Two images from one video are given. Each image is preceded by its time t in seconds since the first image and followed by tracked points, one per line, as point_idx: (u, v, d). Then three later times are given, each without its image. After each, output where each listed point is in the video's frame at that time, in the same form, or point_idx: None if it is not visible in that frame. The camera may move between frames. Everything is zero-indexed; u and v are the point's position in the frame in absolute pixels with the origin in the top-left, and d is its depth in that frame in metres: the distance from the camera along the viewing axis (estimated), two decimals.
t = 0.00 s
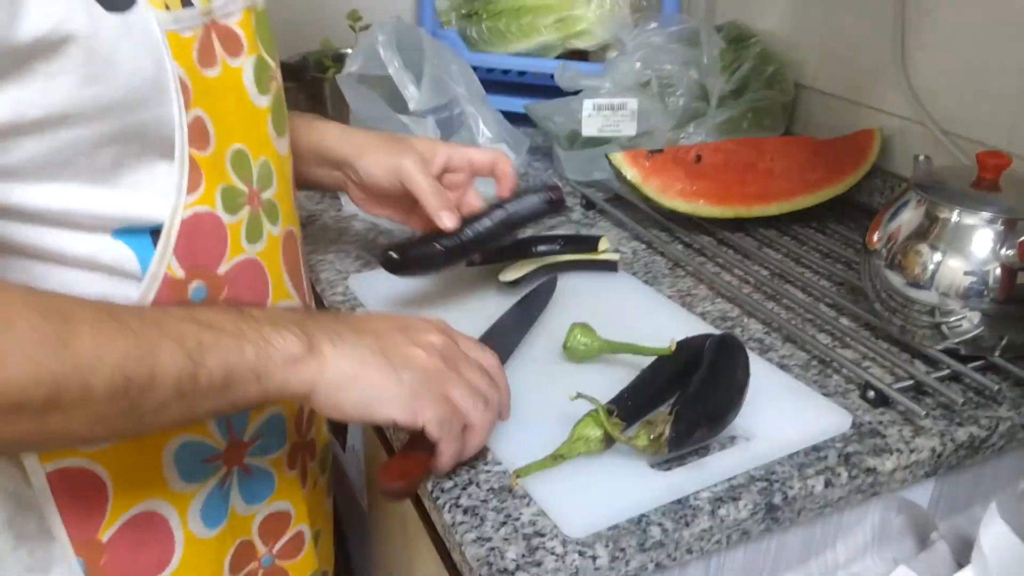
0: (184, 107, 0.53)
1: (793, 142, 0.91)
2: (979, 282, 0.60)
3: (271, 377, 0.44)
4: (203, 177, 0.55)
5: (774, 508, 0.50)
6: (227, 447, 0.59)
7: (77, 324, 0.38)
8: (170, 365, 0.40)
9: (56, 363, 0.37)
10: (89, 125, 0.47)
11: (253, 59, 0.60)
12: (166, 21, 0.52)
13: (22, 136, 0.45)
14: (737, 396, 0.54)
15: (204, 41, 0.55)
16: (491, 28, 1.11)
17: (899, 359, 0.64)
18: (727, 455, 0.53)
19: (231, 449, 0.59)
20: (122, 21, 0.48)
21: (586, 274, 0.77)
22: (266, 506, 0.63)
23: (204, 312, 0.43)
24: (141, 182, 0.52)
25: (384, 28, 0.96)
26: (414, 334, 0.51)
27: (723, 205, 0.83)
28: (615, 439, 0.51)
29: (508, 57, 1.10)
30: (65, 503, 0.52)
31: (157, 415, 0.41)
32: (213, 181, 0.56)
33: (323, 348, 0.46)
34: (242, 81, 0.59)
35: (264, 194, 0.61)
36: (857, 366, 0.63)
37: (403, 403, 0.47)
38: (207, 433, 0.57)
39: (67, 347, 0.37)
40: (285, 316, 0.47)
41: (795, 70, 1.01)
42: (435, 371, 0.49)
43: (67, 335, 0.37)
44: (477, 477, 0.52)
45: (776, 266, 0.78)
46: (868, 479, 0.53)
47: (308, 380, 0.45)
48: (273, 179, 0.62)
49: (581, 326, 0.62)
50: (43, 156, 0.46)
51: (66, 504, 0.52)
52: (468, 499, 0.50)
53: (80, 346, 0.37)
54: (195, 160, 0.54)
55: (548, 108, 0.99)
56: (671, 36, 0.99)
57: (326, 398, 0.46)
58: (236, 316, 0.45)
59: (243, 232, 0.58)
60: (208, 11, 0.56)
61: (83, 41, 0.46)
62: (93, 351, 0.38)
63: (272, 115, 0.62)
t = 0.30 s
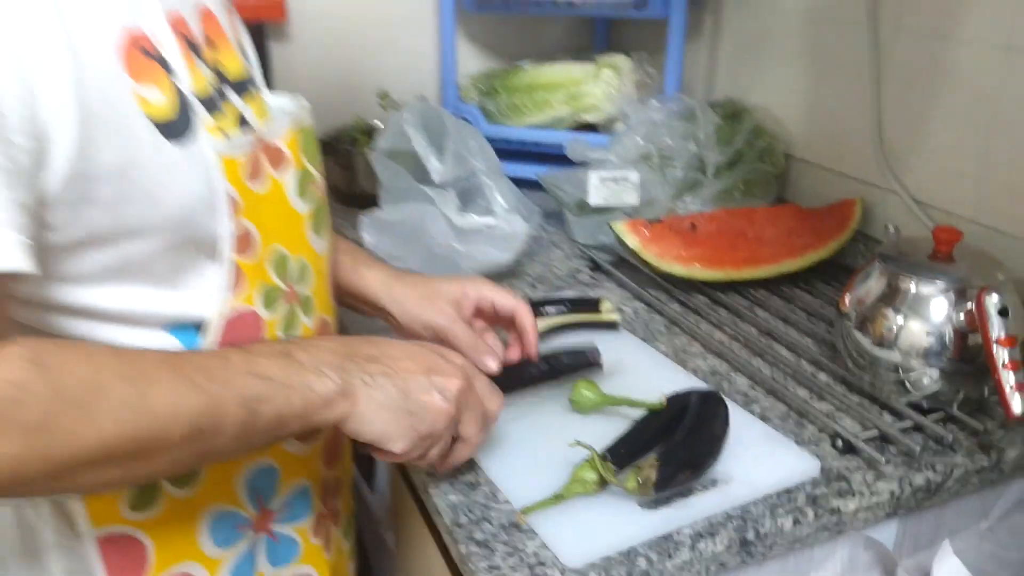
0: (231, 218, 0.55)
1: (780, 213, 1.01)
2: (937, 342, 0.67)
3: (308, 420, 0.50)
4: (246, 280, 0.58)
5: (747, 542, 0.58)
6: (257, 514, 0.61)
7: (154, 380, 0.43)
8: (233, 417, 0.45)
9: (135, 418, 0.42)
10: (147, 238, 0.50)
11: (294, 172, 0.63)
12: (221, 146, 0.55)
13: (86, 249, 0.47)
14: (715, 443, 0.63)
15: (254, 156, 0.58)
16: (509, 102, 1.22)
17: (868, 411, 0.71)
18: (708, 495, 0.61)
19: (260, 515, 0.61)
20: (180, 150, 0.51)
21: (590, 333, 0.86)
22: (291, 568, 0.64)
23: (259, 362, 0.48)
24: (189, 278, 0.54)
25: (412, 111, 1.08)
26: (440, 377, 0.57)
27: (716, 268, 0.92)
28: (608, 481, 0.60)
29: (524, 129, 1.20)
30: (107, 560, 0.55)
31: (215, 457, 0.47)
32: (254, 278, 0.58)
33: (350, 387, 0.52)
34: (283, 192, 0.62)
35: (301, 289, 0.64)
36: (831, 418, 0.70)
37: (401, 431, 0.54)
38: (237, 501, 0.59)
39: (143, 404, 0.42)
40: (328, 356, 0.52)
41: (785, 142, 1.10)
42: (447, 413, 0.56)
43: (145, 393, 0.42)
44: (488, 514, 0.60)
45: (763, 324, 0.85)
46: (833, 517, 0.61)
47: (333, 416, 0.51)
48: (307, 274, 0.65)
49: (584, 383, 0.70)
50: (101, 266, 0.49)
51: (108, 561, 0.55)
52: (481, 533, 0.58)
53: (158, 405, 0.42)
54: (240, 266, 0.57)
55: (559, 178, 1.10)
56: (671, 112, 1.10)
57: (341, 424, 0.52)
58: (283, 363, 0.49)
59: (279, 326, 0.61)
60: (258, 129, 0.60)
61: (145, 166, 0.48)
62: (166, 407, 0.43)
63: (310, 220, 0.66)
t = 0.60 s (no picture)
0: (284, 310, 0.67)
1: (767, 292, 1.11)
2: (899, 413, 0.76)
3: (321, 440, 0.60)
4: (293, 362, 0.69)
5: None
6: (293, 568, 0.70)
7: (199, 416, 0.52)
8: (262, 443, 0.55)
9: (185, 449, 0.51)
10: (211, 319, 0.59)
11: (335, 270, 0.75)
12: (277, 252, 0.66)
13: (165, 330, 0.56)
14: (699, 501, 0.72)
15: (304, 258, 0.70)
16: (524, 187, 1.35)
17: (840, 475, 0.80)
18: (693, 548, 0.70)
19: (297, 569, 0.70)
20: (244, 252, 0.61)
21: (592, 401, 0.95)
22: None
23: (280, 396, 0.58)
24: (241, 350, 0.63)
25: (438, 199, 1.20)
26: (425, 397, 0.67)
27: (709, 342, 1.01)
28: (604, 533, 0.70)
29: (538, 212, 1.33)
30: None
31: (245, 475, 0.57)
32: (300, 359, 0.70)
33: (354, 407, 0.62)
34: (326, 288, 0.73)
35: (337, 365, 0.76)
36: (806, 479, 0.79)
37: (396, 443, 0.64)
38: (276, 556, 0.68)
39: (192, 438, 0.52)
40: (335, 386, 0.62)
41: (774, 224, 1.20)
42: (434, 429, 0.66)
43: (194, 428, 0.52)
44: (501, 561, 0.69)
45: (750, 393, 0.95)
46: (804, 567, 0.69)
47: (342, 435, 0.61)
48: (343, 355, 0.77)
49: (587, 445, 0.81)
50: (175, 344, 0.58)
51: None
52: None
53: (204, 437, 0.52)
54: (290, 350, 0.68)
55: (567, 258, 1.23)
56: (669, 198, 1.22)
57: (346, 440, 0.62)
58: (300, 395, 0.59)
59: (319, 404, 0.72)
60: (306, 237, 0.71)
61: (215, 263, 0.58)
62: (210, 439, 0.52)
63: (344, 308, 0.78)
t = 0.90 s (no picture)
0: (305, 365, 0.72)
1: (762, 351, 1.17)
2: (882, 466, 0.82)
3: (336, 445, 0.65)
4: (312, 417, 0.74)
5: None
6: None
7: (235, 421, 0.58)
8: (288, 444, 0.60)
9: (224, 447, 0.56)
10: (246, 353, 0.64)
11: (355, 328, 0.80)
12: (301, 310, 0.71)
13: (206, 350, 0.62)
14: (694, 550, 0.78)
15: (326, 317, 0.74)
16: (535, 252, 1.43)
17: (829, 526, 0.85)
18: None
19: None
20: (273, 300, 0.67)
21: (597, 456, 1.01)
22: None
23: (299, 403, 0.63)
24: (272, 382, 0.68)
25: (451, 262, 1.28)
26: (425, 409, 0.72)
27: (708, 399, 1.07)
28: None
29: (548, 274, 1.41)
30: None
31: (272, 476, 0.61)
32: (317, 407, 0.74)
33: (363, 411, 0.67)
34: (344, 346, 0.78)
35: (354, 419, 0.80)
36: (796, 530, 0.84)
37: (400, 446, 0.68)
38: None
39: (229, 436, 0.57)
40: (346, 396, 0.68)
41: (770, 288, 1.27)
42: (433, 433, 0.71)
43: (231, 428, 0.57)
44: None
45: (746, 448, 1.00)
46: None
47: (353, 440, 0.66)
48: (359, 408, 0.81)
49: (590, 496, 0.86)
50: (214, 377, 0.63)
51: None
52: None
53: (240, 437, 0.57)
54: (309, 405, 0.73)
55: (575, 319, 1.30)
56: (671, 263, 1.29)
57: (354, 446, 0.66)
58: (315, 401, 0.64)
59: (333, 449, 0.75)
60: (332, 299, 0.75)
61: (249, 304, 0.64)
62: (244, 439, 0.57)
63: (365, 363, 0.82)
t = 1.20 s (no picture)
0: (341, 374, 0.77)
1: (774, 378, 1.21)
2: (890, 487, 0.85)
3: (372, 440, 0.68)
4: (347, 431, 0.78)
5: None
6: None
7: (284, 411, 0.61)
8: (329, 435, 0.64)
9: (272, 433, 0.60)
10: (292, 355, 0.69)
11: (389, 345, 0.82)
12: (340, 324, 0.75)
13: (260, 344, 0.66)
14: (709, 564, 0.81)
15: (362, 333, 0.78)
16: (553, 283, 1.49)
17: (840, 545, 0.88)
18: None
19: None
20: (314, 309, 0.72)
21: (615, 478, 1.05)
22: None
23: (340, 399, 0.66)
24: (313, 382, 0.72)
25: (473, 292, 1.34)
26: (453, 413, 0.77)
27: (722, 425, 1.11)
28: None
29: (565, 305, 1.46)
30: None
31: (314, 466, 0.65)
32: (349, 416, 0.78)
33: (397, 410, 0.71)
34: (377, 361, 0.81)
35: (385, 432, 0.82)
36: (808, 548, 0.87)
37: (430, 444, 0.71)
38: None
39: (278, 424, 0.60)
40: (383, 398, 0.71)
41: (782, 319, 1.32)
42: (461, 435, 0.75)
43: (279, 418, 0.60)
44: None
45: (759, 472, 1.04)
46: None
47: (387, 436, 0.69)
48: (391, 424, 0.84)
49: (610, 514, 0.90)
50: (265, 374, 0.67)
51: None
52: None
53: (288, 424, 0.61)
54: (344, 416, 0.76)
55: (593, 347, 1.35)
56: (685, 294, 1.34)
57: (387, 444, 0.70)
58: (354, 399, 0.68)
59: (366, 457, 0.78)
60: (368, 315, 0.79)
61: (297, 306, 0.69)
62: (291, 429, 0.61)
63: (396, 379, 0.85)
